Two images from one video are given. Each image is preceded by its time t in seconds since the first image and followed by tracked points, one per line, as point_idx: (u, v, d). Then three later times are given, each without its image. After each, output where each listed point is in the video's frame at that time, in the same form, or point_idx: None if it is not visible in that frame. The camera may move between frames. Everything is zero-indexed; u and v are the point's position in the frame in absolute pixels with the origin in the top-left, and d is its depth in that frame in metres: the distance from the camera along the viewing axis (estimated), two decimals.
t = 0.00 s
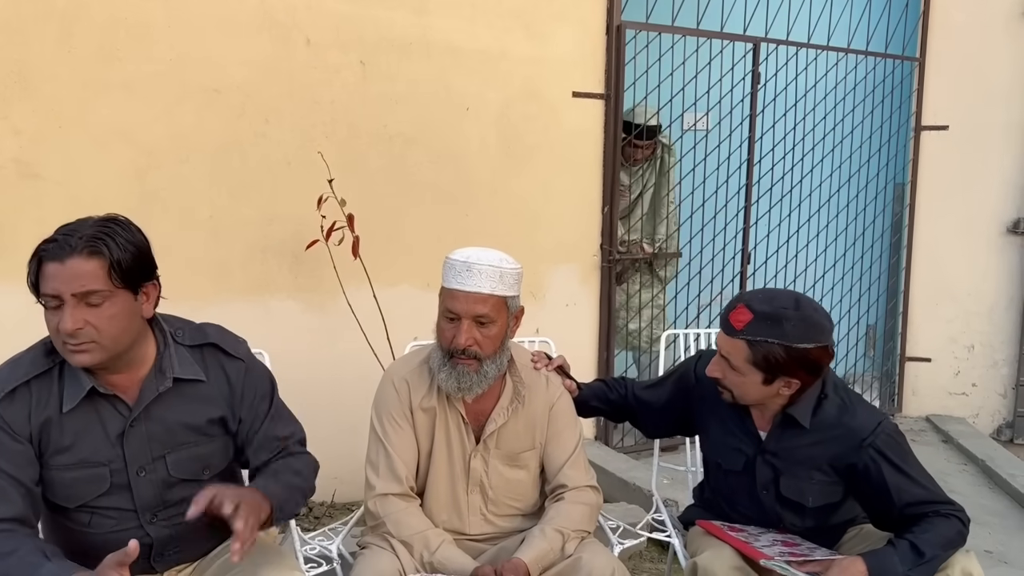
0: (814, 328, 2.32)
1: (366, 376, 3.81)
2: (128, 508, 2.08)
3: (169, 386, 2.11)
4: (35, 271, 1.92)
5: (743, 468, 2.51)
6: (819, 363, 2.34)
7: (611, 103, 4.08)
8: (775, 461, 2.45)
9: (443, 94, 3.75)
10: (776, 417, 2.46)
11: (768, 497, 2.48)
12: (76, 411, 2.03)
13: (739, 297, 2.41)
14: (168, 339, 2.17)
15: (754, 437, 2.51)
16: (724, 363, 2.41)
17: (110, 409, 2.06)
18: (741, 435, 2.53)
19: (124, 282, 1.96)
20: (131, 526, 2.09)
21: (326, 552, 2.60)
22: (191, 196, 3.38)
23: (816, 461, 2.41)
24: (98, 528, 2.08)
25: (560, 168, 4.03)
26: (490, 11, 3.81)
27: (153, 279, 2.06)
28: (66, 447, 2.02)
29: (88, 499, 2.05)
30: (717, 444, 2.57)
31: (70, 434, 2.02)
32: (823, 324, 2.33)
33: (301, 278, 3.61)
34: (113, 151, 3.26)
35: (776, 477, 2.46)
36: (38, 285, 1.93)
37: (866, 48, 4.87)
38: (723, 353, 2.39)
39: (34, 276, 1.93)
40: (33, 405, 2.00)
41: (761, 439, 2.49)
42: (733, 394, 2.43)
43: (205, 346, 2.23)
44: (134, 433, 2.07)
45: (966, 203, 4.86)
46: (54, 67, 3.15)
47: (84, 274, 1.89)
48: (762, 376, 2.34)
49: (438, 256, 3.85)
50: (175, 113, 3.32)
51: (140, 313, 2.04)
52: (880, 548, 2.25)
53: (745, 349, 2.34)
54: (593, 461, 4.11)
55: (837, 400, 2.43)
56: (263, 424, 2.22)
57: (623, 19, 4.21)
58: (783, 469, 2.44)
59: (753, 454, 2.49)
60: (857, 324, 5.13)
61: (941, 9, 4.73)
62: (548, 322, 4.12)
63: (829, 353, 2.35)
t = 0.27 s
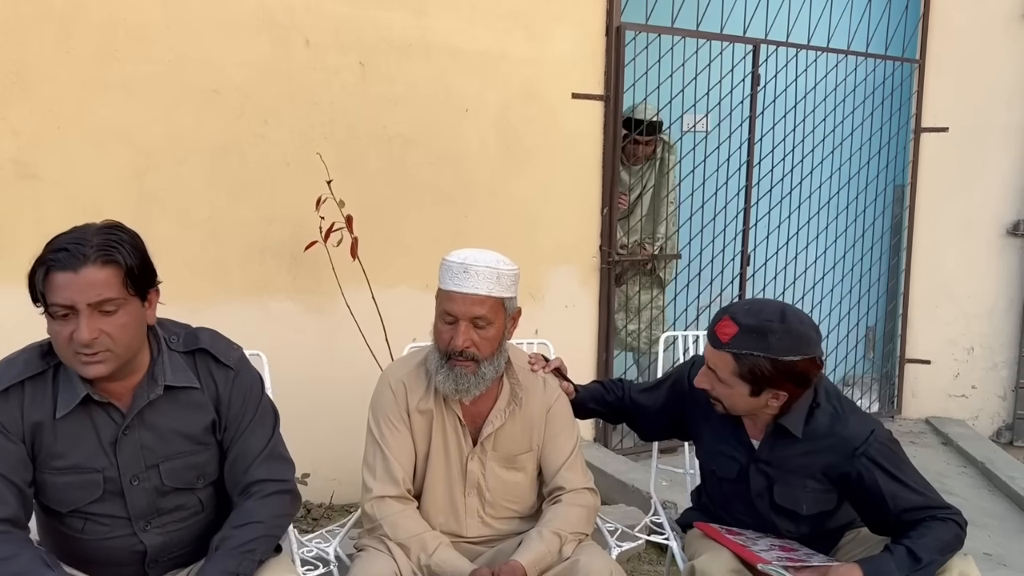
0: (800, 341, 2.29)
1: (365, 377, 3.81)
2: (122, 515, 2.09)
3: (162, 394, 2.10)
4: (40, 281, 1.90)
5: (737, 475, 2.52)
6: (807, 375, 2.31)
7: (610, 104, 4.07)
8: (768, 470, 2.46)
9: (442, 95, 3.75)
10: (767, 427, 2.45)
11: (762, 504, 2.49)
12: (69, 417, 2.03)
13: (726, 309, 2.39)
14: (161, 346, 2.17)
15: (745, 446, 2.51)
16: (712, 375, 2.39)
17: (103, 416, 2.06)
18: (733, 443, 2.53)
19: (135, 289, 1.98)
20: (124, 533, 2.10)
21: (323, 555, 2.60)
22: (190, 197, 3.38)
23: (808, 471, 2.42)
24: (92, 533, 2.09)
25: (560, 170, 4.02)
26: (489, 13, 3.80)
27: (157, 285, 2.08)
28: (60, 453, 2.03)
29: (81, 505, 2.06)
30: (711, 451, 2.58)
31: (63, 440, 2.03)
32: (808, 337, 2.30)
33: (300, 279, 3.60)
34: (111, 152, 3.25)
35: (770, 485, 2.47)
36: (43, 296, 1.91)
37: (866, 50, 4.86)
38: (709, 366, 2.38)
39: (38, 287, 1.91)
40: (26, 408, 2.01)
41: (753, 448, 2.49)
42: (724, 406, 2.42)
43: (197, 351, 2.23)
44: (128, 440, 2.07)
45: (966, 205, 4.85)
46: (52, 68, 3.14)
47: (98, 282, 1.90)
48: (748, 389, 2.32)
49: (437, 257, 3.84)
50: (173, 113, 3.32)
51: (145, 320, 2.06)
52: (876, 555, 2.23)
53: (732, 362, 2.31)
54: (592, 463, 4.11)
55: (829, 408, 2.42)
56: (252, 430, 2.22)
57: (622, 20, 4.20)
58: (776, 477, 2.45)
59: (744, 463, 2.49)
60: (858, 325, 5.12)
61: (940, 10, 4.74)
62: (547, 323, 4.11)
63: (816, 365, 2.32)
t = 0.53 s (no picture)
0: (804, 339, 2.31)
1: (364, 380, 3.81)
2: (122, 522, 2.09)
3: (164, 399, 2.10)
4: (49, 289, 1.89)
5: (739, 478, 2.50)
6: (813, 374, 2.33)
7: (610, 108, 4.08)
8: (771, 471, 2.44)
9: (442, 99, 3.75)
10: (772, 427, 2.45)
11: (764, 507, 2.47)
12: (72, 423, 2.03)
13: (731, 309, 2.40)
14: (164, 351, 2.17)
15: (749, 447, 2.50)
16: (717, 376, 2.40)
17: (106, 421, 2.06)
18: (737, 444, 2.52)
19: (144, 296, 1.99)
20: (125, 540, 2.11)
21: (321, 559, 2.59)
22: (190, 200, 3.38)
23: (811, 472, 2.40)
24: (92, 540, 2.09)
25: (559, 173, 4.02)
26: (489, 16, 3.80)
27: (164, 290, 2.08)
28: (62, 459, 2.03)
29: (82, 511, 2.06)
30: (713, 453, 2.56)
31: (65, 446, 2.03)
32: (814, 336, 2.32)
33: (300, 282, 3.60)
34: (111, 155, 3.25)
35: (772, 487, 2.45)
36: (52, 304, 1.90)
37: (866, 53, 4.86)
38: (715, 366, 2.38)
39: (46, 295, 1.91)
40: (28, 414, 2.00)
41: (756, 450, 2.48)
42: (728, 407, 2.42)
43: (199, 355, 2.22)
44: (130, 447, 2.07)
45: (966, 208, 4.85)
46: (53, 71, 3.14)
47: (110, 290, 1.90)
48: (754, 389, 2.33)
49: (436, 261, 3.84)
50: (173, 117, 3.32)
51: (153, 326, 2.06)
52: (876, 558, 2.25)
53: (738, 361, 2.32)
54: (591, 467, 4.11)
55: (832, 410, 2.42)
56: (253, 436, 2.22)
57: (622, 24, 4.21)
58: (778, 479, 2.43)
59: (748, 464, 2.48)
60: (857, 329, 5.11)
61: (940, 14, 4.75)
62: (547, 327, 4.11)
63: (821, 364, 2.34)
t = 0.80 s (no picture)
0: (825, 328, 2.34)
1: (363, 383, 3.81)
2: (125, 524, 2.10)
3: (168, 399, 2.11)
4: (89, 286, 1.92)
5: (749, 474, 2.51)
6: (831, 364, 2.35)
7: (610, 112, 4.08)
8: (782, 466, 2.44)
9: (443, 102, 3.75)
10: (784, 420, 2.46)
11: (773, 503, 2.46)
12: (79, 424, 2.03)
13: (752, 297, 2.41)
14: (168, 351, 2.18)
15: (761, 442, 2.50)
16: (736, 365, 2.40)
17: (111, 422, 2.07)
18: (748, 439, 2.52)
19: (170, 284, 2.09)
20: (127, 543, 2.11)
21: (321, 563, 2.59)
22: (191, 204, 3.39)
23: (821, 467, 2.41)
24: (94, 543, 2.09)
25: (559, 176, 4.03)
26: (490, 21, 3.81)
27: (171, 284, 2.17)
28: (66, 460, 2.03)
29: (85, 513, 2.06)
30: (723, 449, 2.57)
31: (70, 447, 2.03)
32: (832, 324, 2.35)
33: (300, 286, 3.61)
34: (112, 159, 3.26)
35: (781, 482, 2.45)
36: (93, 300, 1.93)
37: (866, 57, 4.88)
38: (736, 355, 2.39)
39: (87, 290, 1.92)
40: (34, 414, 2.00)
41: (768, 445, 2.48)
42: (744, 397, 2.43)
43: (202, 356, 2.24)
44: (135, 448, 2.07)
45: (965, 212, 4.86)
46: (54, 75, 3.15)
47: (153, 275, 2.00)
48: (774, 377, 2.34)
49: (437, 264, 3.85)
50: (175, 120, 3.33)
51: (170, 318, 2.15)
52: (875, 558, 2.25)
53: (759, 349, 2.34)
54: (591, 470, 4.11)
55: (843, 404, 2.43)
56: (254, 437, 2.23)
57: (623, 28, 4.22)
58: (789, 474, 2.44)
59: (760, 458, 2.49)
60: (856, 333, 5.13)
61: (940, 18, 4.75)
62: (546, 330, 4.12)
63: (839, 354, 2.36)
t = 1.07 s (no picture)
0: (851, 299, 2.45)
1: (364, 387, 3.82)
2: (131, 526, 2.11)
3: (177, 400, 2.15)
4: (136, 287, 1.98)
5: (766, 469, 2.52)
6: (860, 335, 2.45)
7: (610, 116, 4.09)
8: (802, 457, 2.47)
9: (443, 106, 3.77)
10: (807, 405, 2.50)
11: (790, 495, 2.48)
12: (89, 427, 2.05)
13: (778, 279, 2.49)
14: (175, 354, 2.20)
15: (782, 433, 2.52)
16: (771, 348, 2.42)
17: (121, 425, 2.09)
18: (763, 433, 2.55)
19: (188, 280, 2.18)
20: (132, 545, 2.12)
21: (323, 566, 2.60)
22: (193, 207, 3.40)
23: (840, 456, 2.46)
24: (99, 545, 2.10)
25: (560, 180, 4.04)
26: (490, 25, 3.82)
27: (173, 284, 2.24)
28: (75, 463, 2.04)
29: (93, 515, 2.07)
30: (735, 448, 2.58)
31: (80, 450, 2.04)
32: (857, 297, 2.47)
33: (301, 289, 3.62)
34: (115, 162, 3.28)
35: (800, 474, 2.47)
36: (140, 301, 1.99)
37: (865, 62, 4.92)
38: (772, 337, 2.41)
39: (133, 293, 1.98)
40: (44, 417, 2.02)
41: (789, 435, 2.51)
42: (780, 385, 2.43)
43: (209, 360, 2.26)
44: (144, 450, 2.09)
45: (965, 216, 4.87)
46: (57, 79, 3.17)
47: (183, 271, 2.10)
48: (813, 352, 2.40)
49: (438, 268, 3.86)
50: (177, 124, 3.34)
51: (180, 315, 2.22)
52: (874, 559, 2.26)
53: (797, 325, 2.38)
54: (591, 473, 4.13)
55: (859, 392, 2.52)
56: (259, 441, 2.25)
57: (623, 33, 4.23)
58: (809, 465, 2.46)
59: (779, 451, 2.51)
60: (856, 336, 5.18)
61: (940, 22, 4.76)
62: (546, 333, 4.13)
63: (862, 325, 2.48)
